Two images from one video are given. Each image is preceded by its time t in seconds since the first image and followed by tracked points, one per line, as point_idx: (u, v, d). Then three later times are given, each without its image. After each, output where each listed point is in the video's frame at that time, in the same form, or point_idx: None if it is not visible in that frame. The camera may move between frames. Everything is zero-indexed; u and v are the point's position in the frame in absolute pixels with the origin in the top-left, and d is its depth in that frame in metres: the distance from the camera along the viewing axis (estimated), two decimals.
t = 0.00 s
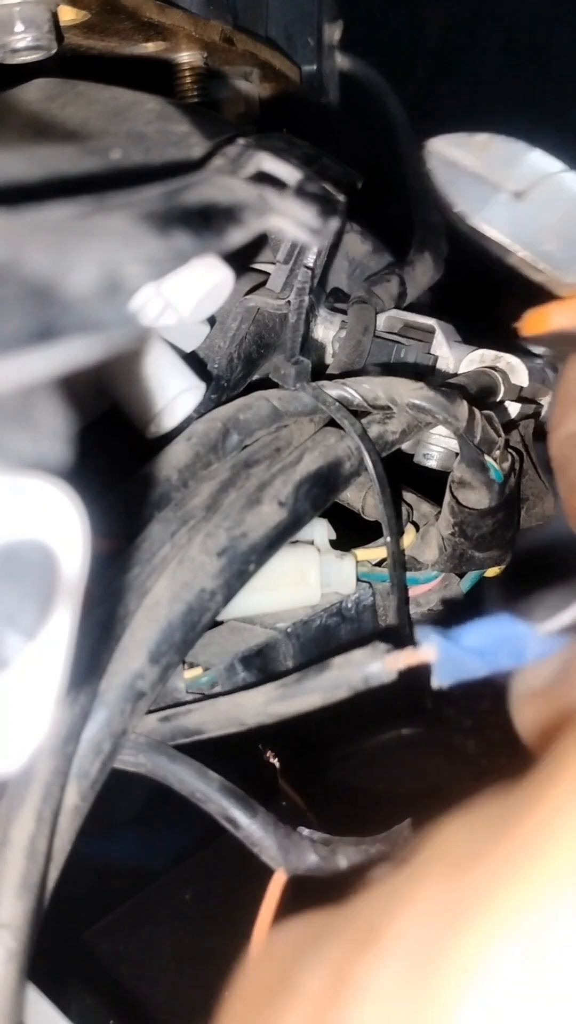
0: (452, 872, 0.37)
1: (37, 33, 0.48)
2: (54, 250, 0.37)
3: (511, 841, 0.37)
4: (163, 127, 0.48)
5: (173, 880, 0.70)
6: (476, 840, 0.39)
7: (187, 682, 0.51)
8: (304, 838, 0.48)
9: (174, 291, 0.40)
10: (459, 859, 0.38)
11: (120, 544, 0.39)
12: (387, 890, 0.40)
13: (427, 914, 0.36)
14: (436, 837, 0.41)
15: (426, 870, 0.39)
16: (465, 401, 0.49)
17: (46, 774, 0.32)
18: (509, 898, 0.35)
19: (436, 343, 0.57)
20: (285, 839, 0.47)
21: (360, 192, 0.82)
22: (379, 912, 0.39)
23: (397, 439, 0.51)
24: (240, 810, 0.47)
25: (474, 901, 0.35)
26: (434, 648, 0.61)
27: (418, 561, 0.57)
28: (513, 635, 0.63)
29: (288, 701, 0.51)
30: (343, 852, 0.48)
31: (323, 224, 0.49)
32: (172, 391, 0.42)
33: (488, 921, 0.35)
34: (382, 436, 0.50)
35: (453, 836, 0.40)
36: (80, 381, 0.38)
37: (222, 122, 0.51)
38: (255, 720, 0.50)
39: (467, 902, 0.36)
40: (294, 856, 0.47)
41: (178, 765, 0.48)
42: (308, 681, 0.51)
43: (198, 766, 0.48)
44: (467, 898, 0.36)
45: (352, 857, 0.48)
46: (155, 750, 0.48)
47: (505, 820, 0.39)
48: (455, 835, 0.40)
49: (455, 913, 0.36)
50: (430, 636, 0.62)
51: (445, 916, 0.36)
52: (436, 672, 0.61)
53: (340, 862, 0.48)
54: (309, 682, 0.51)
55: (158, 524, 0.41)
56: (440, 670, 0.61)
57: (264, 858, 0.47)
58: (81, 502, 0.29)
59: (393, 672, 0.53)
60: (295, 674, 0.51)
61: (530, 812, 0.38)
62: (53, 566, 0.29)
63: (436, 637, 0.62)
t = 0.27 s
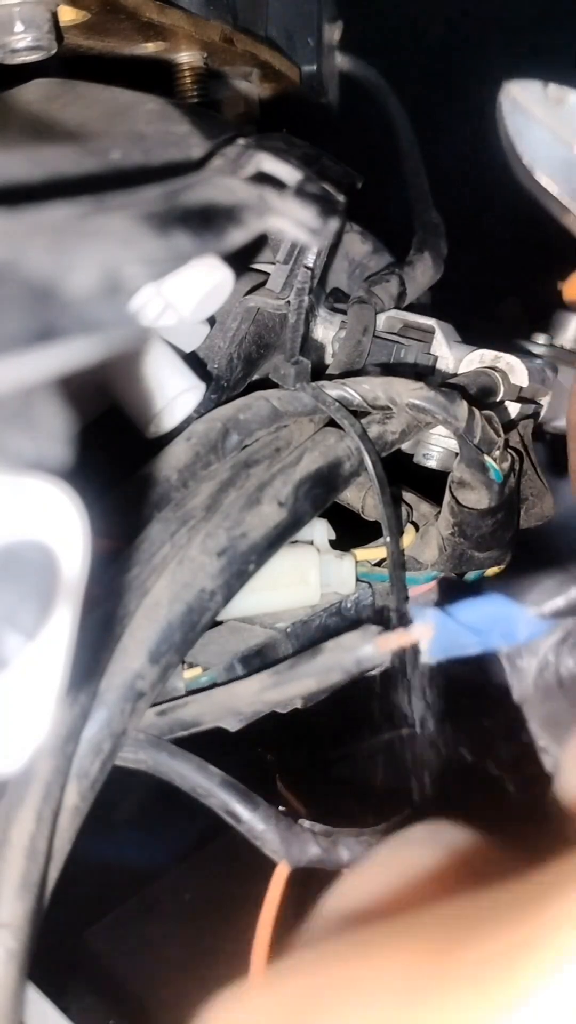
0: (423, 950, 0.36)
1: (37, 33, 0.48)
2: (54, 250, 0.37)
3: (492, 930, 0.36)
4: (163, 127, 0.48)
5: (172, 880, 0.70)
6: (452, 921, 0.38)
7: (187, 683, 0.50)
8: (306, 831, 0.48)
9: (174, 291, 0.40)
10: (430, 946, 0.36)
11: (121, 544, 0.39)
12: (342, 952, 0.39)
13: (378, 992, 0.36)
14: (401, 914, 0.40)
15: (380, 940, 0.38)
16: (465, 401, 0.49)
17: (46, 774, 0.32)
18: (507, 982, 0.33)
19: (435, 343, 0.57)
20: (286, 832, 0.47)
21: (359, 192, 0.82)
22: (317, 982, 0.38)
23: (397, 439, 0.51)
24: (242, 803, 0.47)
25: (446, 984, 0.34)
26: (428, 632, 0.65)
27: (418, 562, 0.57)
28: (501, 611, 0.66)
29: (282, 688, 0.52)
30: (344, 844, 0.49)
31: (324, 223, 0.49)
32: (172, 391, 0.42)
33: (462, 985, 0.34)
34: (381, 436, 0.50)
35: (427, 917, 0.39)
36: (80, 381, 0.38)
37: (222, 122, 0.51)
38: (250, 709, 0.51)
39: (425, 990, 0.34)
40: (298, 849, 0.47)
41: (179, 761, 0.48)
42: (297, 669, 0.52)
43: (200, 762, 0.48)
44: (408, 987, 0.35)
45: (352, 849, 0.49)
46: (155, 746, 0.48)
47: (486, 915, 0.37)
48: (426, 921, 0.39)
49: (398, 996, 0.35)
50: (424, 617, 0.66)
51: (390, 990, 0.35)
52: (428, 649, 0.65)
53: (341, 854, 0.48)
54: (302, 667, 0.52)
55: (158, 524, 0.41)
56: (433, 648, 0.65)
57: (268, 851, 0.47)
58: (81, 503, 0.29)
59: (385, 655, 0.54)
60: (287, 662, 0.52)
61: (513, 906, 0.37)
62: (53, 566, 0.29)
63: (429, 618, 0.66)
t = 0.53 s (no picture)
0: (466, 829, 0.31)
1: (37, 33, 0.48)
2: (54, 250, 0.37)
3: (522, 768, 0.30)
4: (163, 127, 0.48)
5: (172, 880, 0.70)
6: (438, 777, 0.34)
7: (185, 681, 0.50)
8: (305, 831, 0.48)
9: (174, 291, 0.40)
10: (473, 788, 0.32)
11: (120, 544, 0.39)
12: (411, 847, 0.34)
13: (470, 862, 0.30)
14: (443, 768, 0.34)
15: (432, 821, 0.33)
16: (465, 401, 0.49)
17: (46, 774, 0.32)
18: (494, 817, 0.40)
19: (435, 343, 0.57)
20: (286, 831, 0.46)
21: (359, 192, 0.82)
22: (417, 864, 0.33)
23: (396, 439, 0.51)
24: (242, 801, 0.46)
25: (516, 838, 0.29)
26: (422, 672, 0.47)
27: (417, 562, 0.57)
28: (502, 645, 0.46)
29: (283, 693, 0.50)
30: (343, 841, 0.48)
31: (324, 223, 0.49)
32: (172, 391, 0.42)
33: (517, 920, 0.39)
34: (381, 436, 0.50)
35: (451, 760, 0.34)
36: (79, 381, 0.38)
37: (222, 123, 0.51)
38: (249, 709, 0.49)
39: (514, 845, 0.29)
40: (297, 845, 0.46)
41: (179, 758, 0.47)
42: (299, 673, 0.50)
43: (200, 759, 0.47)
44: (509, 845, 0.29)
45: (352, 845, 0.47)
46: (155, 745, 0.47)
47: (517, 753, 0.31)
48: (438, 764, 0.35)
49: (495, 858, 0.29)
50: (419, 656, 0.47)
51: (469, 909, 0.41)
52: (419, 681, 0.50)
53: (341, 850, 0.47)
54: (299, 673, 0.50)
55: (158, 524, 0.41)
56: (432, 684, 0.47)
57: (268, 848, 0.46)
58: (81, 504, 0.29)
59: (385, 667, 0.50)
60: (286, 666, 0.50)
61: (550, 749, 0.29)
62: (52, 567, 0.29)
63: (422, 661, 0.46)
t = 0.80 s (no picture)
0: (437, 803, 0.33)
1: (37, 33, 0.48)
2: (54, 250, 0.37)
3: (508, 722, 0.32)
4: (163, 127, 0.48)
5: (172, 879, 0.70)
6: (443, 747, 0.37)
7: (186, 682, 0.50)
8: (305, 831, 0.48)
9: (174, 291, 0.40)
10: (435, 783, 0.34)
11: (120, 544, 0.39)
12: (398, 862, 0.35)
13: (435, 849, 0.32)
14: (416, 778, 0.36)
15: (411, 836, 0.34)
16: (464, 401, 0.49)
17: (46, 774, 0.32)
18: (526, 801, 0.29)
19: (435, 343, 0.57)
20: (285, 832, 0.46)
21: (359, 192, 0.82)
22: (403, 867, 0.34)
23: (396, 439, 0.51)
24: (240, 803, 0.46)
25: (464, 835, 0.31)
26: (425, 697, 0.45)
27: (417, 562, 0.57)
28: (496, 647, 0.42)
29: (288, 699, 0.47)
30: (342, 844, 0.47)
31: (324, 223, 0.49)
32: (172, 391, 0.42)
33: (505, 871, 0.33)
34: (381, 436, 0.50)
35: (420, 759, 0.37)
36: (80, 381, 0.38)
37: (222, 122, 0.51)
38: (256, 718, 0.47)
39: (467, 829, 0.31)
40: (297, 846, 0.46)
41: (178, 759, 0.46)
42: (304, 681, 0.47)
43: (198, 762, 0.47)
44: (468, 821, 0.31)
45: (351, 849, 0.47)
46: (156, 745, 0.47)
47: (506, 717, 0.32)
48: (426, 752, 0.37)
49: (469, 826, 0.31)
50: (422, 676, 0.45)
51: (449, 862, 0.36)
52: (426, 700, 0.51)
53: (340, 854, 0.47)
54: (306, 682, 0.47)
55: (158, 524, 0.41)
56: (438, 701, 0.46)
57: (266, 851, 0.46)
58: (81, 504, 0.29)
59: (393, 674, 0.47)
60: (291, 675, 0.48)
61: (502, 744, 0.31)
62: (52, 567, 0.29)
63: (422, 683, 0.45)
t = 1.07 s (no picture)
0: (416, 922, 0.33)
1: (37, 33, 0.48)
2: (54, 250, 0.38)
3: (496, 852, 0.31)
4: (163, 127, 0.48)
5: (172, 879, 0.70)
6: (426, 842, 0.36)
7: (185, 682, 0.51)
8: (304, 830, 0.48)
9: (174, 291, 0.40)
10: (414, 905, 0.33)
11: (120, 544, 0.39)
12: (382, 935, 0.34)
13: (421, 957, 0.32)
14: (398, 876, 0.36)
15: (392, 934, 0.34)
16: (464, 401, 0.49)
17: (46, 774, 0.32)
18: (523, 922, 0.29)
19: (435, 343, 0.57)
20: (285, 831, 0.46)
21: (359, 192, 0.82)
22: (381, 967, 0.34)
23: (396, 439, 0.51)
24: (239, 806, 0.46)
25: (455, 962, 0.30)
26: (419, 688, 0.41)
27: (417, 562, 0.57)
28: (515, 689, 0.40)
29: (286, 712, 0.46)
30: (341, 848, 0.47)
31: (324, 223, 0.49)
32: (172, 391, 0.42)
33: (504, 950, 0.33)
34: (381, 436, 0.50)
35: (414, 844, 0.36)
36: (80, 381, 0.38)
37: (222, 122, 0.51)
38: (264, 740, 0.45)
39: (459, 953, 0.31)
40: (297, 846, 0.46)
41: (178, 762, 0.46)
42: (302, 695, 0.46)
43: (198, 763, 0.47)
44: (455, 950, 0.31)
45: (351, 852, 0.47)
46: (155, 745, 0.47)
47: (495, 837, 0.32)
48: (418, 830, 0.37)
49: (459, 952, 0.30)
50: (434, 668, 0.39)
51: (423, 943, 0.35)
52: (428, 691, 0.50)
53: (339, 857, 0.47)
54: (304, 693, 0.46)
55: (158, 524, 0.41)
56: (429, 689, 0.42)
57: (265, 854, 0.46)
58: (82, 504, 0.29)
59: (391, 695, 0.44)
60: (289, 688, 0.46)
61: (513, 841, 0.31)
62: (53, 567, 0.29)
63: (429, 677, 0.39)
